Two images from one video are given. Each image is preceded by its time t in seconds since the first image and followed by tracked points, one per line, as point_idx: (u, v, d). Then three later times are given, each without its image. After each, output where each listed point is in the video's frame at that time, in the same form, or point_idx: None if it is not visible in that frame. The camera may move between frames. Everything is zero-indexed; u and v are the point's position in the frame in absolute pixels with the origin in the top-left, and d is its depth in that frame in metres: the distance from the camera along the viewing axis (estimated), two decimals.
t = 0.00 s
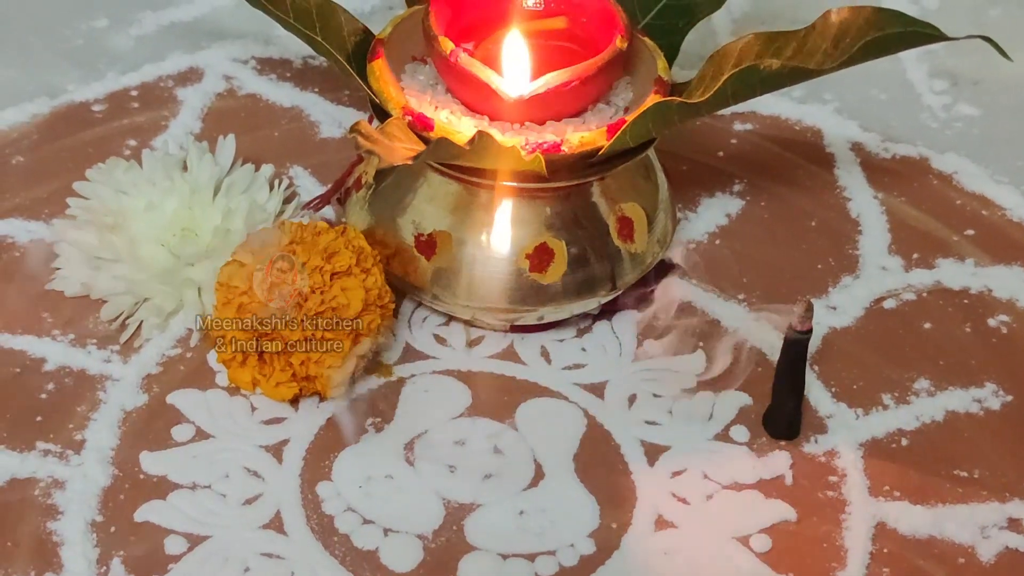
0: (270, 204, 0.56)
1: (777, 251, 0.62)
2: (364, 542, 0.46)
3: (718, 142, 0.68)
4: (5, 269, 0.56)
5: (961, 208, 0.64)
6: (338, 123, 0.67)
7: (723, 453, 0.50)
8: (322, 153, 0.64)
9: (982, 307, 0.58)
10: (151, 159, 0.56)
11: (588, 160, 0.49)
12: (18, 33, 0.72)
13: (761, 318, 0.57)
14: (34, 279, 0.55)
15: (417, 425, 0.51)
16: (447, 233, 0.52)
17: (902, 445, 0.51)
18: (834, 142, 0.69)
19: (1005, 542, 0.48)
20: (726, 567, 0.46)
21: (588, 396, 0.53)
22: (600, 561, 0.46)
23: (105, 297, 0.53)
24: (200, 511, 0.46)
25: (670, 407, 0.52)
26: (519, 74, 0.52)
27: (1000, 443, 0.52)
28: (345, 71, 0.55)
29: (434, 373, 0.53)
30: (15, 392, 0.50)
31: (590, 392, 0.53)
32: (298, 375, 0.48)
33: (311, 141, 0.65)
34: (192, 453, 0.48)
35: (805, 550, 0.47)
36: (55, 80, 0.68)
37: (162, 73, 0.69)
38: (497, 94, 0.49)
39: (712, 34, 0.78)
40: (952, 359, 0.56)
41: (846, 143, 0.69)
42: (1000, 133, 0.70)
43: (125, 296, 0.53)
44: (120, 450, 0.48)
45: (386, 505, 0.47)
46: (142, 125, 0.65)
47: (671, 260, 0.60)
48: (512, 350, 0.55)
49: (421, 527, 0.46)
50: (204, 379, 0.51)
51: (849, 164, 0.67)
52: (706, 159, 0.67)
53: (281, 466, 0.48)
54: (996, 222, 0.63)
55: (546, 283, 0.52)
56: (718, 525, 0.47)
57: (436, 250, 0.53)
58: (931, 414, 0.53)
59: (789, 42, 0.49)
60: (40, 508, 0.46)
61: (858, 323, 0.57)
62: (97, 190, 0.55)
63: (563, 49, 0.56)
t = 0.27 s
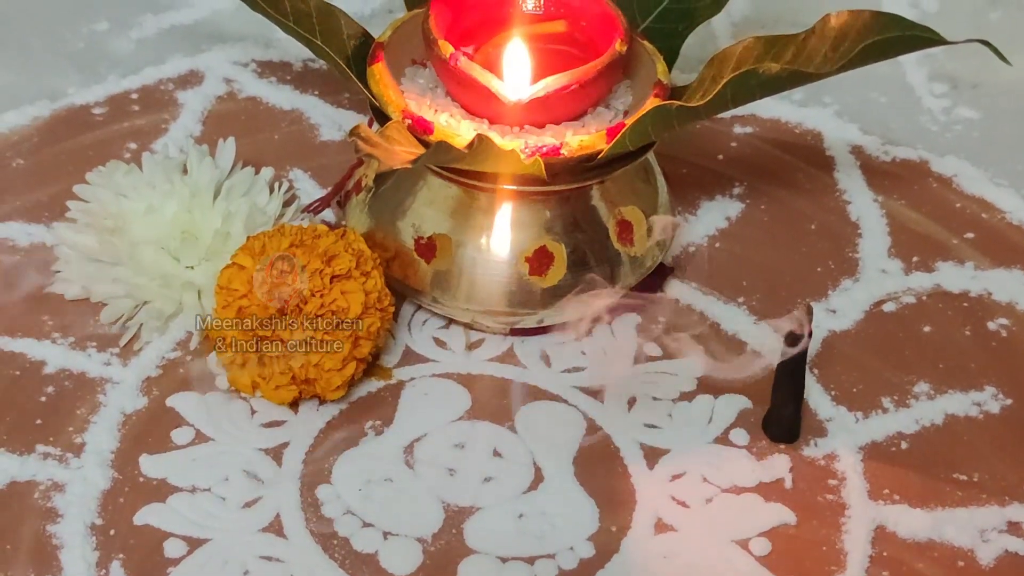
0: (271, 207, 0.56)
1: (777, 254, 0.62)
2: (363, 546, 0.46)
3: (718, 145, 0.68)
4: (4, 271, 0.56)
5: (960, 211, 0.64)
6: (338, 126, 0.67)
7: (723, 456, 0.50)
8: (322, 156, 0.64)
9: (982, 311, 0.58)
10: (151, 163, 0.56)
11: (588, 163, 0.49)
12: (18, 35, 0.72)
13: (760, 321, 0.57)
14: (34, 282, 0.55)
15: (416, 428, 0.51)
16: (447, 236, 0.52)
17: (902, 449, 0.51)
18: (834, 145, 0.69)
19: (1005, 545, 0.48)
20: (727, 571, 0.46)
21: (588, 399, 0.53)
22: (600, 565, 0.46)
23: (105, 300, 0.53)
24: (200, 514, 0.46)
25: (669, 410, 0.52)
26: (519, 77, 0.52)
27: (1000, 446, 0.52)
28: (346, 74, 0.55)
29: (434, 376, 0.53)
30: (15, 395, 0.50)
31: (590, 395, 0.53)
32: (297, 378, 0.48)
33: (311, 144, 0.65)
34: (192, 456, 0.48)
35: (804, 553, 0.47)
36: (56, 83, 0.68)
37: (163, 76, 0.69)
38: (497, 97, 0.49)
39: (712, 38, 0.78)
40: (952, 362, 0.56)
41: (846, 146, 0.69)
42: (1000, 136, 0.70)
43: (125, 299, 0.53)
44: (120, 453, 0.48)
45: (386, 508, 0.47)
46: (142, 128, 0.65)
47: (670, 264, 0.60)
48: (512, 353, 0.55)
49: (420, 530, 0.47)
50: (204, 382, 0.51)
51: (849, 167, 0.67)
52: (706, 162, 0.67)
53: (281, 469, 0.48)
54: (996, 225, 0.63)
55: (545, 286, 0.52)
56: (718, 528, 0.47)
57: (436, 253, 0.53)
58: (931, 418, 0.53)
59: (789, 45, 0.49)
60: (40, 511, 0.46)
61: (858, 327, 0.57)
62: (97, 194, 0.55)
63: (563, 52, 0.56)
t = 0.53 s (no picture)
0: (273, 209, 0.56)
1: (778, 258, 0.62)
2: (363, 549, 0.46)
3: (719, 149, 0.69)
4: (5, 273, 0.56)
5: (961, 216, 0.64)
6: (340, 129, 0.67)
7: (723, 460, 0.50)
8: (324, 159, 0.65)
9: (982, 315, 0.58)
10: (153, 166, 0.56)
11: (589, 167, 0.49)
12: (20, 37, 0.72)
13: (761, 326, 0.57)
14: (35, 284, 0.55)
15: (417, 431, 0.51)
16: (448, 240, 0.52)
17: (902, 453, 0.51)
18: (835, 150, 0.69)
19: (1005, 550, 0.48)
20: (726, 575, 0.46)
21: (588, 403, 0.53)
22: (600, 569, 0.46)
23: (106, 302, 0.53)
24: (200, 517, 0.46)
25: (670, 414, 0.52)
26: (521, 82, 0.52)
27: (1000, 451, 0.52)
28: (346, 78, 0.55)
29: (434, 380, 0.53)
30: (15, 397, 0.50)
31: (590, 399, 0.53)
32: (298, 381, 0.48)
33: (313, 147, 0.65)
34: (192, 459, 0.48)
35: (804, 557, 0.47)
36: (58, 85, 0.68)
37: (165, 78, 0.69)
38: (498, 100, 0.49)
39: (714, 42, 0.78)
40: (952, 366, 0.56)
41: (847, 151, 0.69)
42: (1001, 141, 0.70)
43: (126, 301, 0.53)
44: (120, 456, 0.48)
45: (386, 511, 0.47)
46: (144, 130, 0.65)
47: (671, 267, 0.60)
48: (512, 356, 0.55)
49: (420, 533, 0.47)
50: (204, 385, 0.51)
51: (850, 171, 0.67)
52: (707, 166, 0.67)
53: (281, 472, 0.48)
54: (996, 230, 0.63)
55: (546, 290, 0.52)
56: (718, 532, 0.47)
57: (437, 256, 0.53)
58: (931, 422, 0.53)
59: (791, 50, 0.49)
60: (40, 513, 0.46)
61: (859, 331, 0.57)
62: (99, 196, 0.55)
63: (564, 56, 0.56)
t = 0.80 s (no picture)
0: (274, 214, 0.56)
1: (779, 265, 0.62)
2: (364, 554, 0.46)
3: (721, 155, 0.69)
4: (7, 276, 0.56)
5: (962, 223, 0.64)
6: (342, 134, 0.67)
7: (723, 466, 0.50)
8: (326, 164, 0.65)
9: (983, 323, 0.58)
10: (155, 170, 0.56)
11: (592, 173, 0.49)
12: (23, 40, 0.72)
13: (762, 331, 0.57)
14: (36, 288, 0.55)
15: (417, 435, 0.51)
16: (451, 244, 0.52)
17: (903, 460, 0.51)
18: (836, 157, 0.69)
19: (1004, 557, 0.48)
20: None
21: (589, 409, 0.53)
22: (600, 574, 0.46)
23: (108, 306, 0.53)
24: (200, 521, 0.46)
25: (670, 420, 0.52)
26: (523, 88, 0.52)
27: (1000, 459, 0.52)
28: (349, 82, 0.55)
29: (435, 385, 0.53)
30: (17, 400, 0.50)
31: (591, 405, 0.53)
32: (301, 386, 0.48)
33: (315, 152, 0.65)
34: (193, 463, 0.48)
35: (804, 564, 0.47)
36: (60, 89, 0.68)
37: (167, 83, 0.69)
38: (502, 106, 0.49)
39: (716, 49, 0.78)
40: (952, 374, 0.56)
41: (848, 158, 0.69)
42: (1002, 149, 0.70)
43: (128, 305, 0.53)
44: (121, 460, 0.48)
45: (386, 516, 0.47)
46: (146, 134, 0.65)
47: (673, 273, 0.60)
48: (514, 362, 0.55)
49: (420, 538, 0.47)
50: (205, 389, 0.51)
51: (851, 178, 0.67)
52: (709, 172, 0.67)
53: (282, 477, 0.48)
54: (997, 238, 0.63)
55: (548, 295, 0.52)
56: (718, 538, 0.47)
57: (439, 261, 0.53)
58: (931, 430, 0.53)
59: (792, 58, 0.49)
60: (41, 516, 0.46)
61: (859, 338, 0.57)
62: (101, 200, 0.55)
63: (567, 63, 0.56)
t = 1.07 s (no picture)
0: (275, 224, 0.56)
1: (780, 277, 0.62)
2: (363, 565, 0.46)
3: (722, 167, 0.69)
4: (8, 285, 0.56)
5: (963, 236, 0.65)
6: (343, 143, 0.67)
7: (724, 478, 0.50)
8: (327, 174, 0.65)
9: (983, 336, 0.58)
10: (157, 179, 0.56)
11: (593, 184, 0.49)
12: (25, 49, 0.72)
13: (763, 343, 0.57)
14: (36, 296, 0.55)
15: (418, 446, 0.51)
16: (452, 255, 0.52)
17: (902, 473, 0.51)
18: (837, 169, 0.69)
19: (1004, 570, 0.48)
20: None
21: (590, 420, 0.53)
22: None
23: (108, 315, 0.53)
24: (200, 532, 0.46)
25: (671, 432, 0.52)
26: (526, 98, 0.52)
27: (1000, 472, 0.52)
28: (351, 93, 0.55)
29: (436, 396, 0.53)
30: (17, 410, 0.50)
31: (592, 416, 0.53)
32: (301, 396, 0.48)
33: (317, 162, 0.65)
34: (193, 473, 0.48)
35: None
36: (62, 97, 0.68)
37: (169, 92, 0.69)
38: (503, 117, 0.50)
39: (718, 61, 0.78)
40: (952, 386, 0.56)
41: (849, 170, 0.69)
42: (1002, 162, 0.70)
43: (128, 315, 0.53)
44: (121, 470, 0.48)
45: (386, 527, 0.47)
46: (148, 143, 0.65)
47: (674, 285, 0.60)
48: (515, 373, 0.55)
49: (420, 549, 0.46)
50: (206, 399, 0.51)
51: (852, 191, 0.67)
52: (710, 184, 0.67)
53: (282, 487, 0.48)
54: (998, 251, 0.64)
55: (549, 306, 0.52)
56: (718, 550, 0.47)
57: (440, 272, 0.53)
58: (931, 442, 0.53)
59: (795, 71, 0.49)
60: (40, 526, 0.46)
61: (859, 350, 0.57)
62: (103, 209, 0.55)
63: (568, 74, 0.56)
